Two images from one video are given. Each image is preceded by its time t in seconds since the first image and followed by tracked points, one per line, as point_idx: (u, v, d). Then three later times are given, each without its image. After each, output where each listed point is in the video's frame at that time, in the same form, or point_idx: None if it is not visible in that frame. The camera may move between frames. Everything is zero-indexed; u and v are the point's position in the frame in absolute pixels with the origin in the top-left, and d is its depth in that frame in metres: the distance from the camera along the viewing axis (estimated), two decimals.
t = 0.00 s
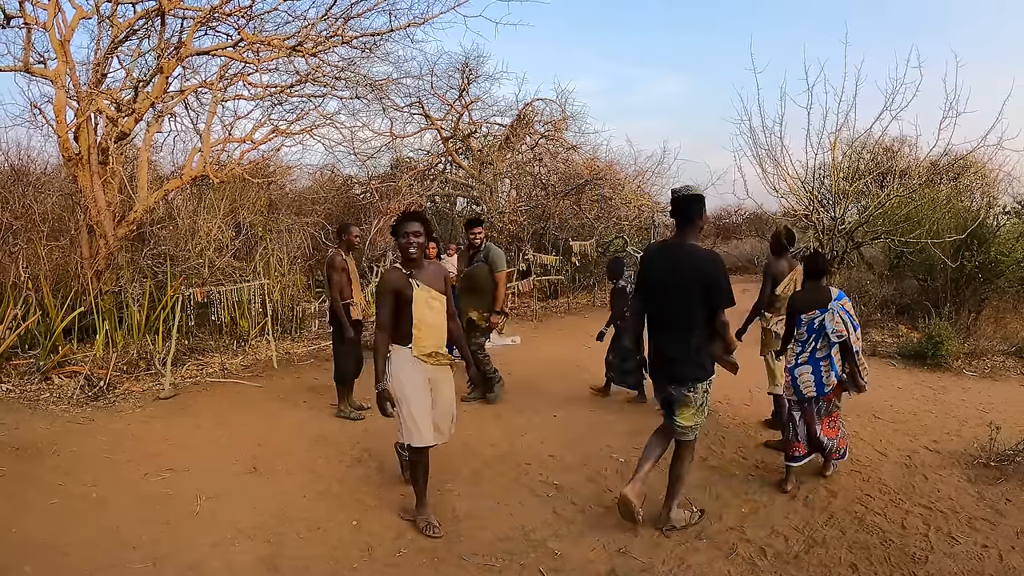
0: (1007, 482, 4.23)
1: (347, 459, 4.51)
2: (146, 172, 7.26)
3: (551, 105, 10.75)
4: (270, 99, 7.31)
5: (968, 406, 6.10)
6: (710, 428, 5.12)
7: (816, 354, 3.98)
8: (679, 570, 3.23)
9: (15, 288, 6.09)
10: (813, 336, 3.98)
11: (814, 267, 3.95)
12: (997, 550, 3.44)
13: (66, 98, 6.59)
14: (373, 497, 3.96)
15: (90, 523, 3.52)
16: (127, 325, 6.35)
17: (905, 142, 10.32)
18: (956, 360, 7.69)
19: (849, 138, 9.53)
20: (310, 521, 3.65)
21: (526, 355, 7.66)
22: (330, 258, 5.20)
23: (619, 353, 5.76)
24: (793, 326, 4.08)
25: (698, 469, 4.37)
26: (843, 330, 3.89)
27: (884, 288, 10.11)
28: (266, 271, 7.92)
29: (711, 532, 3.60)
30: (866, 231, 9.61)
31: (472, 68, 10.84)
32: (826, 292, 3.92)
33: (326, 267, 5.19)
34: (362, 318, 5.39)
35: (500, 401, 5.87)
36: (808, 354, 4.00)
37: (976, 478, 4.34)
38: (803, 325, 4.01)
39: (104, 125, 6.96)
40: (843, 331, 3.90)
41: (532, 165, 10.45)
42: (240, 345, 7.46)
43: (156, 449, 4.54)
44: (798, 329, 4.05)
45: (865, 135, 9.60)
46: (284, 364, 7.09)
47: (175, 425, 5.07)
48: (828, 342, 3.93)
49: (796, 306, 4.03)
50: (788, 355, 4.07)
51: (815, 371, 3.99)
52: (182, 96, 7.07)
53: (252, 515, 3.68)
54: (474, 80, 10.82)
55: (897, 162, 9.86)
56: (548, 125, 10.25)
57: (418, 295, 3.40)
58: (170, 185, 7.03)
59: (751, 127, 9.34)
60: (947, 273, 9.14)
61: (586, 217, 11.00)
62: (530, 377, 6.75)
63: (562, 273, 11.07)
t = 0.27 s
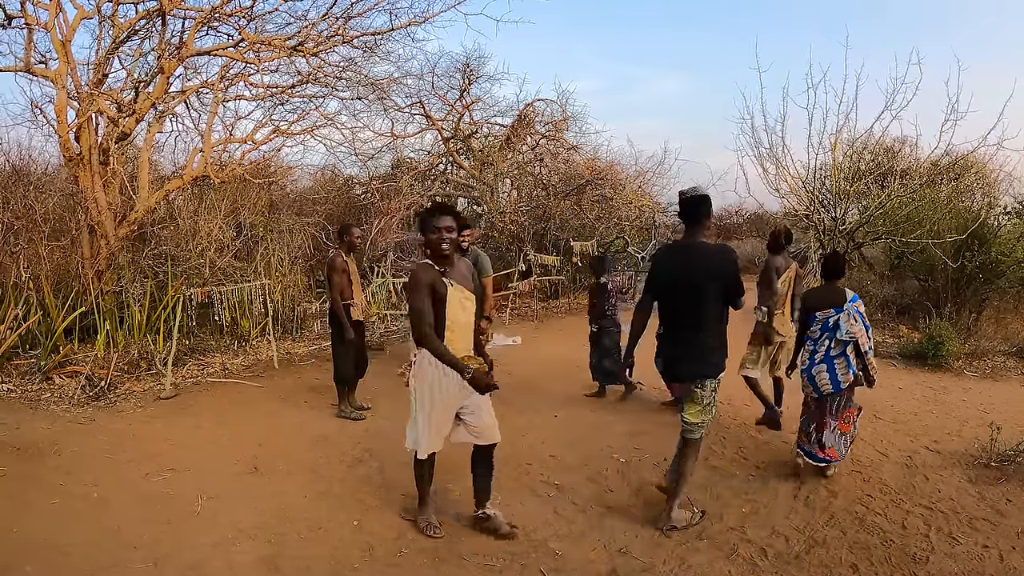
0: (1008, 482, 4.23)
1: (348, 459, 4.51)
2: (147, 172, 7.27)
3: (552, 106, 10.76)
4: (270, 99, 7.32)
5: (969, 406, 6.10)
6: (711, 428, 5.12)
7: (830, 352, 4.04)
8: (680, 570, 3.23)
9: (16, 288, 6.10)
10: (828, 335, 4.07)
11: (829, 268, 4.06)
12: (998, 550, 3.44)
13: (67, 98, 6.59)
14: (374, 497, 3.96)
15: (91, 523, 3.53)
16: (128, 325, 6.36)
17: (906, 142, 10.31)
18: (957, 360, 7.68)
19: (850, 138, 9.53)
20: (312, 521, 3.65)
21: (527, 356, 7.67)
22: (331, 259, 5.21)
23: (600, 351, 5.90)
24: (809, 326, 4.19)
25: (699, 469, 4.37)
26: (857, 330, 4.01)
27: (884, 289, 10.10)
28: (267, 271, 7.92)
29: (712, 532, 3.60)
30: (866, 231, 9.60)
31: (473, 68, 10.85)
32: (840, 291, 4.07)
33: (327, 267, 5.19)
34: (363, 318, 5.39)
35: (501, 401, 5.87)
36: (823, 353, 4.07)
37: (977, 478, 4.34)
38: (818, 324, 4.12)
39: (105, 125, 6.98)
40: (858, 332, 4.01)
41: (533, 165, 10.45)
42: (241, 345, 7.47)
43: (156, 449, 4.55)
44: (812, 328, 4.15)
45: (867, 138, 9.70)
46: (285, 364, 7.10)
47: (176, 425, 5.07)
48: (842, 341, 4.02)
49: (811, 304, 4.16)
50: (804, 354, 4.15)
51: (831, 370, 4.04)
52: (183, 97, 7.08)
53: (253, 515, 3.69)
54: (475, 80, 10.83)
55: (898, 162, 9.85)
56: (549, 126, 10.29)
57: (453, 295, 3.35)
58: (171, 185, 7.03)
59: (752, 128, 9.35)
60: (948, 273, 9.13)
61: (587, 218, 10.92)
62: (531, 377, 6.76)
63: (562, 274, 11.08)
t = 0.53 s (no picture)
0: (1008, 483, 4.23)
1: (350, 459, 4.51)
2: (148, 172, 7.27)
3: (553, 107, 10.76)
4: (271, 100, 7.32)
5: (970, 407, 6.09)
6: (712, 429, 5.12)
7: (837, 346, 4.17)
8: (680, 570, 3.24)
9: (17, 288, 6.10)
10: (834, 330, 4.19)
11: (833, 268, 4.17)
12: (998, 551, 3.44)
13: (68, 99, 6.60)
14: (375, 498, 3.97)
15: (92, 523, 3.53)
16: (129, 325, 6.36)
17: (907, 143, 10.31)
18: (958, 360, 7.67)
19: (851, 139, 9.54)
20: (313, 521, 3.66)
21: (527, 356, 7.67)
22: (334, 257, 5.21)
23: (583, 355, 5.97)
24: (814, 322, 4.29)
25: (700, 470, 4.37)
26: (861, 325, 4.18)
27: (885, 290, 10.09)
28: (268, 272, 7.92)
29: (713, 532, 3.60)
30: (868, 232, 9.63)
31: (473, 69, 10.86)
32: (844, 289, 4.17)
33: (329, 265, 5.20)
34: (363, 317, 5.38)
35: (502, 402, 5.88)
36: (828, 347, 4.20)
37: (978, 479, 4.34)
38: (823, 320, 4.24)
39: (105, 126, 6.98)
40: (862, 327, 4.18)
41: (534, 166, 10.45)
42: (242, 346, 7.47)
43: (157, 449, 4.55)
44: (818, 325, 4.25)
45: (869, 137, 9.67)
46: (285, 365, 7.10)
47: (177, 425, 5.08)
48: (847, 336, 4.16)
49: (816, 302, 4.26)
50: (808, 348, 4.25)
51: (834, 363, 4.18)
52: (184, 97, 7.09)
53: (253, 515, 3.69)
54: (476, 81, 10.83)
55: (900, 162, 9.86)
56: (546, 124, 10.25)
57: (510, 302, 3.19)
58: (172, 186, 7.04)
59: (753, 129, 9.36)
60: (948, 274, 9.16)
61: (587, 219, 10.85)
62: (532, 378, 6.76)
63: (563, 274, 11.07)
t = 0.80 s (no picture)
0: (1009, 483, 4.23)
1: (350, 459, 4.51)
2: (148, 172, 7.28)
3: (553, 107, 10.77)
4: (272, 101, 7.33)
5: (971, 407, 6.09)
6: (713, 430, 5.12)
7: (833, 341, 4.27)
8: (681, 571, 3.23)
9: (18, 288, 6.11)
10: (829, 327, 4.29)
11: (823, 268, 4.30)
12: (999, 551, 3.43)
13: (69, 99, 6.61)
14: (377, 498, 3.97)
15: (93, 523, 3.53)
16: (130, 326, 6.37)
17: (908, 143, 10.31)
18: (958, 362, 7.59)
19: (852, 139, 9.55)
20: (314, 521, 3.66)
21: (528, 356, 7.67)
22: (336, 254, 5.23)
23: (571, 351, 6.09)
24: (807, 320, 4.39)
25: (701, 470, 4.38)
26: (853, 319, 4.29)
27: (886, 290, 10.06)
28: (269, 272, 7.93)
29: (713, 532, 3.60)
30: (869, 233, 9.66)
31: (474, 69, 10.86)
32: (834, 288, 4.29)
33: (330, 262, 5.20)
34: (361, 316, 5.36)
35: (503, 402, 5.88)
36: (824, 343, 4.29)
37: (979, 479, 4.34)
38: (816, 319, 4.33)
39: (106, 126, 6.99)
40: (853, 321, 4.30)
41: (534, 166, 10.45)
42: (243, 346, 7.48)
43: (158, 449, 4.56)
44: (812, 324, 4.34)
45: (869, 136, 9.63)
46: (286, 365, 7.11)
47: (178, 425, 5.09)
48: (841, 331, 4.27)
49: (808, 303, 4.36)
50: (805, 346, 4.33)
51: (830, 358, 4.27)
52: (185, 98, 7.10)
53: (254, 515, 3.69)
54: (477, 81, 10.84)
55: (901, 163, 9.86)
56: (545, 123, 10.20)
57: (561, 298, 3.22)
58: (173, 186, 7.05)
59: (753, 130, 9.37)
60: (949, 274, 9.14)
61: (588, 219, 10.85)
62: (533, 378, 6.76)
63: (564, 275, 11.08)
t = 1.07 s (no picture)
0: (1010, 483, 4.23)
1: (351, 460, 4.52)
2: (149, 173, 7.29)
3: (554, 108, 10.78)
4: (273, 101, 7.34)
5: (971, 408, 6.09)
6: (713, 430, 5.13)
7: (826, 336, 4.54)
8: (682, 570, 3.24)
9: (19, 289, 6.12)
10: (821, 322, 4.54)
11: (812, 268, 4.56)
12: (999, 551, 3.44)
13: (70, 100, 6.62)
14: (378, 498, 3.98)
15: (95, 523, 3.54)
16: (131, 326, 6.37)
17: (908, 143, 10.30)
18: (959, 361, 7.64)
19: (853, 139, 9.56)
20: (315, 522, 3.67)
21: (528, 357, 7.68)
22: (333, 255, 5.25)
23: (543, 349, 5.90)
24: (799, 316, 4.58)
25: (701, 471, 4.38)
26: (840, 313, 4.62)
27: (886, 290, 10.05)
28: (270, 273, 7.94)
29: (713, 533, 3.60)
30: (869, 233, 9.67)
31: (474, 70, 10.87)
32: (822, 285, 4.55)
33: (327, 263, 5.22)
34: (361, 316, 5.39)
35: (503, 402, 5.89)
36: (817, 338, 4.55)
37: (979, 479, 4.35)
38: (809, 315, 4.55)
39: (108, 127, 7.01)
40: (840, 315, 4.63)
41: (535, 167, 10.45)
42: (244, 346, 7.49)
43: (160, 449, 4.57)
44: (804, 319, 4.55)
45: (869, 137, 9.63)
46: (287, 365, 7.11)
47: (179, 426, 5.09)
48: (831, 325, 4.57)
49: (797, 299, 4.59)
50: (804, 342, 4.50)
51: (825, 351, 4.55)
52: (185, 99, 7.10)
53: (255, 516, 3.70)
54: (477, 82, 10.85)
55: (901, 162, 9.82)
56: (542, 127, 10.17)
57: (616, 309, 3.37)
58: (174, 186, 7.06)
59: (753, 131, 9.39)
60: (950, 274, 9.15)
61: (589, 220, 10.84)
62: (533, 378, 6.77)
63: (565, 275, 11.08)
